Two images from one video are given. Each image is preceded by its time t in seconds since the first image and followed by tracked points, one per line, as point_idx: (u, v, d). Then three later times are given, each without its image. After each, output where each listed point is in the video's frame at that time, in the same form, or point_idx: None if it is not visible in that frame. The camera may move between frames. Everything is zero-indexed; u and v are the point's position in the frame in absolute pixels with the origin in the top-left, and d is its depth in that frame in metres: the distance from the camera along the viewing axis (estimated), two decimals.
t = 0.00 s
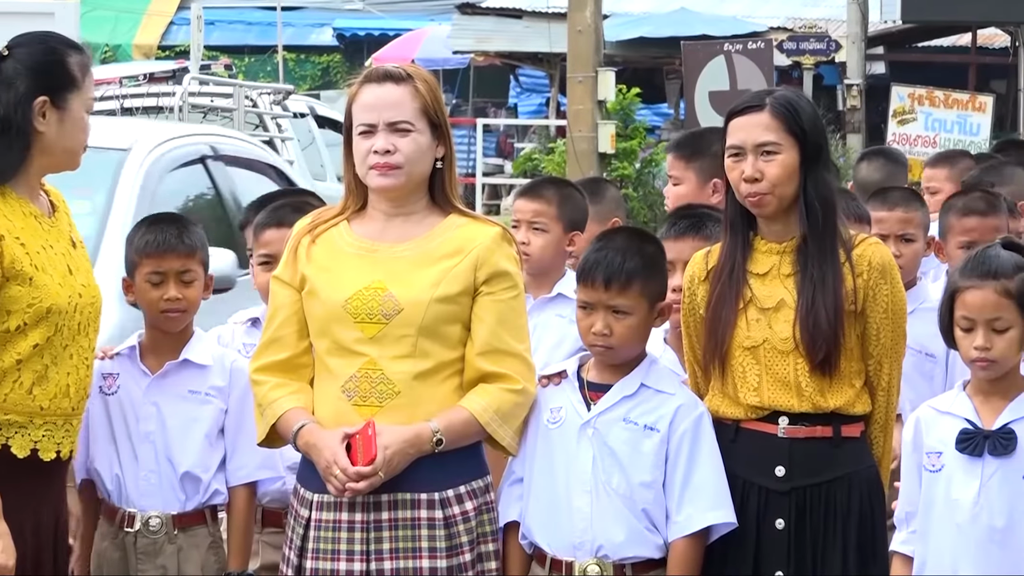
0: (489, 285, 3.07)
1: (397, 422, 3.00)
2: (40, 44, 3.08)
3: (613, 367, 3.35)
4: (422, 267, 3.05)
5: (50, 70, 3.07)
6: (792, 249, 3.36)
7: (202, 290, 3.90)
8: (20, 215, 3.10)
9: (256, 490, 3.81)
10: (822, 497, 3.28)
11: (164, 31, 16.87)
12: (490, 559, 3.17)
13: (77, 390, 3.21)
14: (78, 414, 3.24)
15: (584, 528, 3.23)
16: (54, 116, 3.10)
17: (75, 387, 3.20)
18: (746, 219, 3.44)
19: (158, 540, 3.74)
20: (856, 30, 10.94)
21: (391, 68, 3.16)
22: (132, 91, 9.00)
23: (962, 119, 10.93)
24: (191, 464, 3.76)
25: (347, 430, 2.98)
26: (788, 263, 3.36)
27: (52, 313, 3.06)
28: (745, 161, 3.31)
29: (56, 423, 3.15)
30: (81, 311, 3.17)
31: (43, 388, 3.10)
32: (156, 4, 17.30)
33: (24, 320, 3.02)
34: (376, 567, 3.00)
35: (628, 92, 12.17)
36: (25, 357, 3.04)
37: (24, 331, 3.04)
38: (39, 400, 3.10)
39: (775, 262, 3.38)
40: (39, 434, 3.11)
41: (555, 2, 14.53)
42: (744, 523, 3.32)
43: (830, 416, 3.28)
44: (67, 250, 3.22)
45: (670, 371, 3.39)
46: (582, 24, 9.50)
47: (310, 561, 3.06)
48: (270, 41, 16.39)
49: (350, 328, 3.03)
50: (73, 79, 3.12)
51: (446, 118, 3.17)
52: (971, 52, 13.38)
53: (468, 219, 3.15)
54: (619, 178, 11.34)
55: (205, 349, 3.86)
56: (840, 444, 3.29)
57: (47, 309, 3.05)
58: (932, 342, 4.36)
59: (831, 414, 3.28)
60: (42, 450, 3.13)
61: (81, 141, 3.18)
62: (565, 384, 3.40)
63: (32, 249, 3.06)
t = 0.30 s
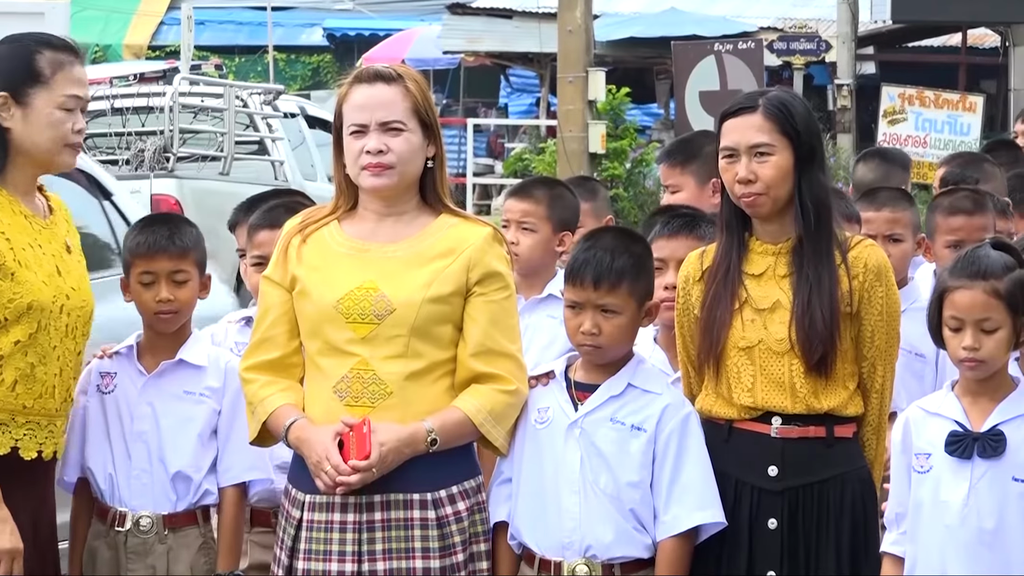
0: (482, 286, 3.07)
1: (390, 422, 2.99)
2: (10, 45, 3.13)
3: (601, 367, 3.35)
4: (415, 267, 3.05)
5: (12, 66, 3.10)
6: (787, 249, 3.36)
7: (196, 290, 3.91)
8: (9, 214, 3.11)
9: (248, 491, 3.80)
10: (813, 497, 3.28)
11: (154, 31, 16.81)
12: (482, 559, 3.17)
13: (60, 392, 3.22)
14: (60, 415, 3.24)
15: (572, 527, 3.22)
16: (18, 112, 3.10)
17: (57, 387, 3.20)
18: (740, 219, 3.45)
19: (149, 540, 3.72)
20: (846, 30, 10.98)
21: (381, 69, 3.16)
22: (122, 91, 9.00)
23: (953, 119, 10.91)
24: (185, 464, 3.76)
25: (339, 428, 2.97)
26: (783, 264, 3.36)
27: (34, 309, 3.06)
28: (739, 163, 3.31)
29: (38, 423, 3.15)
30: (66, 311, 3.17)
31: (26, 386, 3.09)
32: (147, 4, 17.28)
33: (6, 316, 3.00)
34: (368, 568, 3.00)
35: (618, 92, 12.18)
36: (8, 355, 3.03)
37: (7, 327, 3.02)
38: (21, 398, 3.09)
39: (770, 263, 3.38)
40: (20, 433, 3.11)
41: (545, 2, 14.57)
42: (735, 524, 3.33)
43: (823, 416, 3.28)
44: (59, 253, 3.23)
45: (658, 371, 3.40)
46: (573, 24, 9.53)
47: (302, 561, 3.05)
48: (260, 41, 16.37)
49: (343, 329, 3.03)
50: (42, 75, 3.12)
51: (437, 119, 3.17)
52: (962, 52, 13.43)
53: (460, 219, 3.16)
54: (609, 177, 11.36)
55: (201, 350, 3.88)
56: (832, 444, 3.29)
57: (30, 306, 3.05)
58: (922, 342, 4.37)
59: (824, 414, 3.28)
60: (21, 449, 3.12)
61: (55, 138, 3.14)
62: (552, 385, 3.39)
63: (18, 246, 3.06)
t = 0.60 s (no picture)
0: (480, 287, 3.07)
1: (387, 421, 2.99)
2: None
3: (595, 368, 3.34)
4: (413, 267, 3.04)
5: None
6: (785, 250, 3.36)
7: (199, 292, 3.92)
8: None
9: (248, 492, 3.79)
10: (811, 497, 3.28)
11: (153, 31, 16.81)
12: (478, 559, 3.17)
13: (48, 386, 3.21)
14: (52, 410, 3.24)
15: (568, 528, 3.22)
16: None
17: (46, 383, 3.20)
18: (738, 219, 3.45)
19: (148, 540, 3.72)
20: (844, 30, 10.98)
21: (380, 69, 3.15)
22: (120, 91, 9.01)
23: (950, 119, 10.94)
24: (184, 463, 3.75)
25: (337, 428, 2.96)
26: (781, 264, 3.36)
27: (12, 303, 3.07)
28: (737, 164, 3.31)
29: (26, 417, 3.15)
30: (51, 306, 3.17)
31: (9, 380, 3.11)
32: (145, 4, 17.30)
33: None
34: (366, 568, 2.99)
35: (615, 92, 12.19)
36: None
37: None
38: (6, 392, 3.11)
39: (768, 263, 3.38)
40: (7, 428, 3.11)
41: (544, 2, 14.56)
42: (733, 525, 3.32)
43: (821, 416, 3.28)
44: (46, 248, 3.24)
45: (654, 371, 3.39)
46: (571, 24, 9.53)
47: (300, 561, 3.05)
48: (258, 41, 16.40)
49: (341, 328, 3.03)
50: None
51: (435, 118, 3.17)
52: (960, 52, 13.45)
53: (458, 219, 3.15)
54: (607, 177, 11.37)
55: (205, 351, 3.89)
56: (830, 444, 3.29)
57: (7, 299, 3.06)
58: (920, 343, 4.37)
59: (821, 414, 3.27)
60: (8, 444, 3.12)
61: None
62: (547, 385, 3.39)
63: None
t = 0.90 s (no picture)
0: (462, 286, 3.05)
1: (369, 421, 2.96)
2: None
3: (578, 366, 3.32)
4: (396, 266, 3.02)
5: None
6: (768, 250, 3.35)
7: (185, 292, 3.89)
8: None
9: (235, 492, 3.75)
10: (796, 497, 3.26)
11: (136, 31, 16.71)
12: (461, 558, 3.15)
13: (18, 382, 3.18)
14: (22, 408, 3.20)
15: (551, 527, 3.20)
16: None
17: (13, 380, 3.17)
18: (721, 218, 3.43)
19: (136, 540, 3.70)
20: (828, 30, 10.99)
21: (364, 69, 3.13)
22: (103, 91, 8.96)
23: (934, 119, 11.00)
24: (171, 464, 3.73)
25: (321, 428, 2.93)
26: (763, 264, 3.35)
27: None
28: (722, 164, 3.30)
29: None
30: (17, 302, 3.14)
31: None
32: (129, 4, 17.23)
33: None
34: (350, 568, 2.97)
35: (599, 91, 12.19)
36: None
37: None
38: None
39: (750, 263, 3.37)
40: None
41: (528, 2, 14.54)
42: (717, 525, 3.30)
43: (802, 416, 3.27)
44: (16, 245, 3.20)
45: (637, 370, 3.37)
46: (555, 23, 9.51)
47: (283, 561, 3.03)
48: (242, 40, 16.34)
49: (323, 328, 3.00)
50: None
51: (419, 118, 3.15)
52: (944, 51, 13.49)
53: (441, 218, 3.13)
54: (591, 177, 11.35)
55: (191, 352, 3.87)
56: (811, 444, 3.27)
57: None
58: (905, 341, 4.37)
59: (803, 414, 3.26)
60: None
61: None
62: (530, 385, 3.37)
63: None
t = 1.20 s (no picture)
0: (444, 286, 3.02)
1: (351, 422, 2.94)
2: None
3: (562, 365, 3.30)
4: (379, 267, 2.99)
5: None
6: (751, 250, 3.34)
7: (170, 290, 3.86)
8: None
9: (226, 488, 3.68)
10: (783, 497, 3.25)
11: (121, 31, 16.64)
12: (445, 559, 3.13)
13: (2, 383, 3.13)
14: (6, 408, 3.16)
15: (533, 528, 3.18)
16: None
17: None
18: (704, 219, 3.42)
19: (130, 540, 3.68)
20: (813, 30, 11.00)
21: (345, 69, 3.10)
22: (87, 91, 8.91)
23: (919, 119, 11.00)
24: (164, 464, 3.70)
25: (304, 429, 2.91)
26: (746, 264, 3.33)
27: None
28: (705, 164, 3.28)
29: None
30: None
31: None
32: (114, 4, 17.16)
33: None
34: (333, 568, 2.95)
35: (584, 92, 12.18)
36: None
37: None
38: None
39: (733, 263, 3.35)
40: None
41: (512, 2, 14.52)
42: (704, 526, 3.29)
43: (785, 416, 3.25)
44: None
45: (620, 370, 3.35)
46: (540, 23, 9.50)
47: (267, 562, 3.01)
48: (227, 40, 16.29)
49: (306, 328, 2.98)
50: None
51: (400, 119, 3.12)
52: (929, 52, 13.52)
53: (423, 218, 3.10)
54: (576, 178, 11.34)
55: (180, 350, 3.84)
56: (794, 444, 3.26)
57: None
58: (890, 341, 4.37)
59: (786, 414, 3.25)
60: None
61: None
62: (512, 385, 3.35)
63: None
